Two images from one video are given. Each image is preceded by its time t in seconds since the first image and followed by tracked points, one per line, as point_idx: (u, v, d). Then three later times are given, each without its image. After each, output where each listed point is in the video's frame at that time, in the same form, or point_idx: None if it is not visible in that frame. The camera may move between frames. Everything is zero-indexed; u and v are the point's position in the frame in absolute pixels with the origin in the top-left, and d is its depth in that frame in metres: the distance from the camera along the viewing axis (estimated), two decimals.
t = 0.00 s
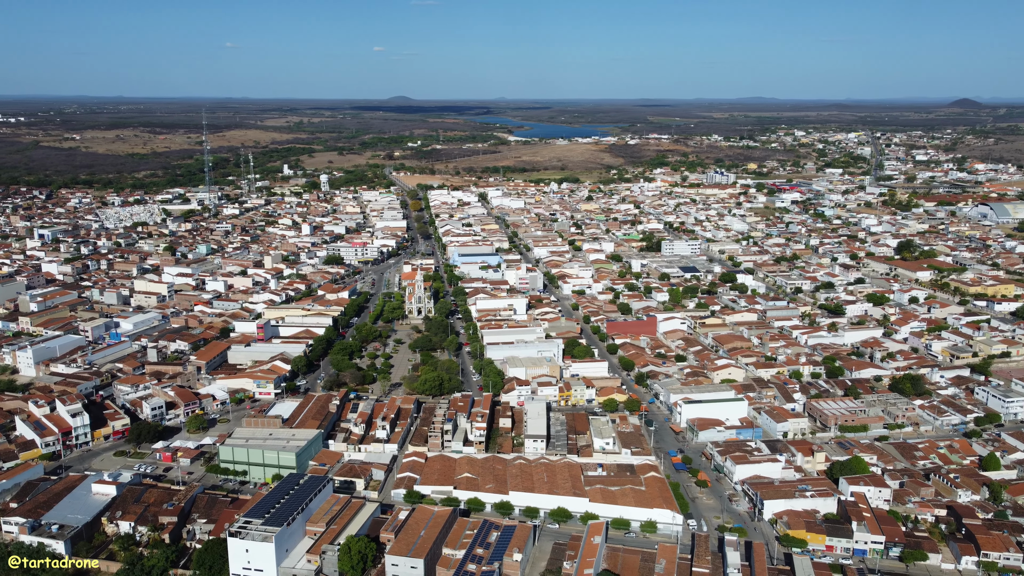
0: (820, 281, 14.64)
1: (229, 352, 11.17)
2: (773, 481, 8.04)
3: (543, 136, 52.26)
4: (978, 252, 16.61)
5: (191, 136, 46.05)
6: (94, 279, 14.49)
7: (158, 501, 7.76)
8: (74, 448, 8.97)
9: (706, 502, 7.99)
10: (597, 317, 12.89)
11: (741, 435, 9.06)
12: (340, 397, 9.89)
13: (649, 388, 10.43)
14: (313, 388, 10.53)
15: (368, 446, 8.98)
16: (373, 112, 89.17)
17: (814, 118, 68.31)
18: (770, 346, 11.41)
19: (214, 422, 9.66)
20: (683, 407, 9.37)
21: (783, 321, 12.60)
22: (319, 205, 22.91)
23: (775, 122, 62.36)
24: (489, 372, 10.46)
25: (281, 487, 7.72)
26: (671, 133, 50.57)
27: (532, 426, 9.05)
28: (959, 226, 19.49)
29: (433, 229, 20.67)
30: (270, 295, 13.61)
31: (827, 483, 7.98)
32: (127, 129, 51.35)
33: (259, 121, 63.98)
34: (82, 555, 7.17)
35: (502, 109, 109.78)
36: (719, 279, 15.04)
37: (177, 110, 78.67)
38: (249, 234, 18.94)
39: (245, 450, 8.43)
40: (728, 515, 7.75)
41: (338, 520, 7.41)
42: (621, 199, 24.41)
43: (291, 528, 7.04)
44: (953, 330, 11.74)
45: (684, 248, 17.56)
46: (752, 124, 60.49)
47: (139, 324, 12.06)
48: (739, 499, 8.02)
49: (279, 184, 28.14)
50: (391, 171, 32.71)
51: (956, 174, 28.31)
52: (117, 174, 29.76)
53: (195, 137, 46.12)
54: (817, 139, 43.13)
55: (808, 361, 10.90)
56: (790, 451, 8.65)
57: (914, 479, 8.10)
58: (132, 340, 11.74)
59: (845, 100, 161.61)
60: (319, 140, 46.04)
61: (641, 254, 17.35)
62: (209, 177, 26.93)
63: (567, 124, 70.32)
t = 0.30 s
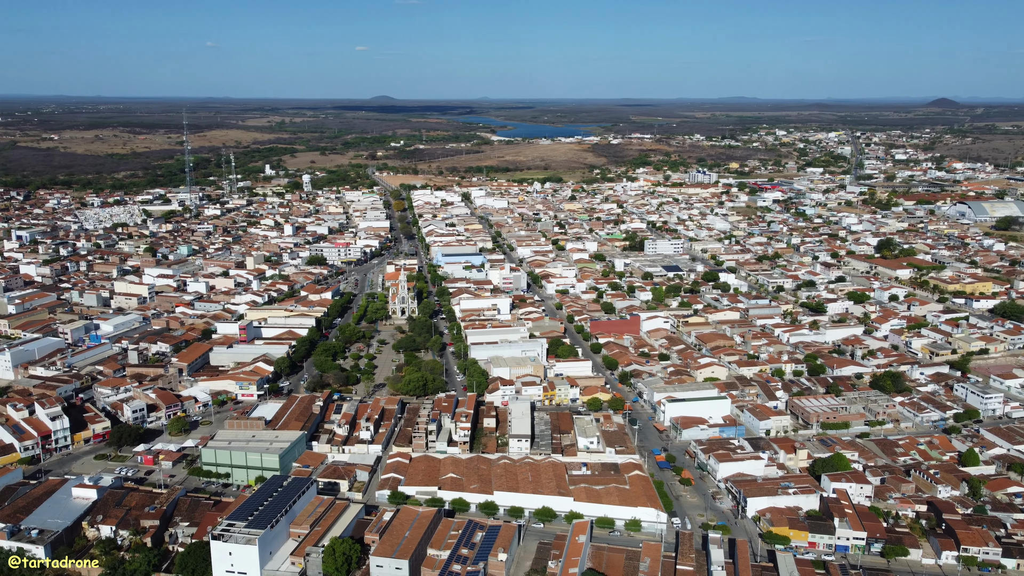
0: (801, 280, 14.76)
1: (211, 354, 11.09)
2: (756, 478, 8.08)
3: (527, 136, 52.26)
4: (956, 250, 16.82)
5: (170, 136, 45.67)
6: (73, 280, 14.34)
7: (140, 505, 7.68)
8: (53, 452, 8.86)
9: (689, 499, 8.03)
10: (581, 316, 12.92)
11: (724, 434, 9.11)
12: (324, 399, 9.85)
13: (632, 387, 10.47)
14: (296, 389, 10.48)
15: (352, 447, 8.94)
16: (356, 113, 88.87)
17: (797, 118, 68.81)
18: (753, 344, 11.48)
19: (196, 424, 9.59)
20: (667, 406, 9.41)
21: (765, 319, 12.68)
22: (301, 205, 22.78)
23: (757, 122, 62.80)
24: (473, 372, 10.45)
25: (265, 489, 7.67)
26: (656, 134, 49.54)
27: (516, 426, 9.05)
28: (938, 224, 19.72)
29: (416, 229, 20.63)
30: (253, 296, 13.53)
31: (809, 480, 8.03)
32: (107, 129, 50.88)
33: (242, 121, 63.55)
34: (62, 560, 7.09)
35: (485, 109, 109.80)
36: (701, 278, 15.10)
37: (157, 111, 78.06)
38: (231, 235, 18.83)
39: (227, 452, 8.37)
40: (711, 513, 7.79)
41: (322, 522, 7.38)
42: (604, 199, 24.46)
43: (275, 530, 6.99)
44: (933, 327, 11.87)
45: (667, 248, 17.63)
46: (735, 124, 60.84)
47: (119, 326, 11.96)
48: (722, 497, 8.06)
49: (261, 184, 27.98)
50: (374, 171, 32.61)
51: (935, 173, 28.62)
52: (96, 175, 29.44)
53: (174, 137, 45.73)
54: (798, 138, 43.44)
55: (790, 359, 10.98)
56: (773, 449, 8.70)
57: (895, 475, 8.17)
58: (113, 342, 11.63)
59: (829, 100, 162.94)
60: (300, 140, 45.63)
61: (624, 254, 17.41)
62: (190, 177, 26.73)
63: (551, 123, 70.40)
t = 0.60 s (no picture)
0: (783, 278, 14.88)
1: (193, 356, 11.01)
2: (739, 476, 8.13)
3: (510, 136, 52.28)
4: (934, 249, 17.03)
5: (150, 137, 45.32)
6: (51, 282, 14.19)
7: (120, 509, 7.61)
8: (32, 457, 8.75)
9: (673, 498, 8.06)
10: (564, 316, 12.94)
11: (707, 432, 9.15)
12: (307, 401, 9.81)
13: (616, 386, 10.51)
14: (279, 391, 10.42)
15: (336, 449, 8.91)
16: (338, 113, 88.57)
17: (774, 118, 69.36)
18: (735, 343, 11.55)
19: (177, 427, 9.51)
20: (650, 405, 9.45)
21: (747, 317, 12.77)
22: (283, 206, 22.67)
23: (739, 121, 63.20)
24: (457, 373, 10.44)
25: (248, 492, 7.62)
26: (636, 134, 50.33)
27: (500, 426, 9.06)
28: (916, 223, 19.93)
29: (399, 229, 20.59)
30: (234, 298, 13.44)
31: (791, 478, 8.09)
32: (87, 129, 50.40)
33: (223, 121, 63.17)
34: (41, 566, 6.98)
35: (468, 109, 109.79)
36: (684, 277, 15.17)
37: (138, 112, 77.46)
38: (212, 236, 18.70)
39: (210, 455, 8.30)
40: (695, 511, 7.82)
41: (305, 524, 7.34)
42: (587, 199, 24.53)
43: (258, 533, 6.94)
44: (912, 325, 11.99)
45: (650, 247, 17.70)
46: (713, 123, 61.10)
47: (99, 328, 11.87)
48: (705, 495, 8.09)
49: (242, 185, 27.81)
50: (357, 171, 32.51)
51: (914, 172, 28.95)
52: (74, 176, 29.15)
53: (154, 138, 45.37)
54: (779, 138, 43.77)
55: (772, 357, 11.06)
56: (755, 447, 8.75)
57: (875, 472, 8.25)
58: (92, 345, 11.53)
59: (812, 100, 164.21)
60: (282, 141, 45.42)
61: (607, 254, 17.47)
62: (170, 178, 26.53)
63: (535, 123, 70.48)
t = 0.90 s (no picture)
0: (763, 277, 14.99)
1: (172, 358, 10.91)
2: (721, 474, 8.17)
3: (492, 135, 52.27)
4: (912, 247, 17.24)
5: (127, 137, 44.86)
6: (27, 285, 14.01)
7: (99, 514, 7.51)
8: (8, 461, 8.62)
9: (655, 496, 8.09)
10: (547, 316, 12.97)
11: (689, 430, 9.20)
12: (289, 403, 9.76)
13: (598, 386, 10.54)
14: (260, 393, 10.35)
15: (318, 451, 8.86)
16: (319, 113, 88.18)
17: (755, 118, 69.92)
18: (715, 341, 11.61)
19: (157, 430, 9.42)
20: (632, 404, 9.48)
21: (728, 316, 12.85)
22: (263, 206, 22.52)
23: (721, 121, 63.61)
24: (439, 373, 10.42)
25: (229, 494, 7.56)
26: (618, 134, 50.18)
27: (483, 426, 9.05)
28: (894, 221, 20.16)
29: (380, 230, 20.53)
30: (214, 299, 13.34)
31: (773, 475, 8.14)
32: (63, 129, 49.77)
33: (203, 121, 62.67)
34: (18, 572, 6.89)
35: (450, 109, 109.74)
36: (665, 276, 15.24)
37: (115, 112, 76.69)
38: (191, 237, 18.56)
39: (190, 458, 8.22)
40: (677, 509, 7.85)
41: (287, 527, 7.29)
42: (569, 198, 24.57)
43: (239, 536, 6.89)
44: (890, 323, 12.12)
45: (631, 246, 17.77)
46: (695, 124, 61.43)
47: (77, 331, 11.77)
48: (688, 493, 8.13)
49: (221, 186, 27.60)
50: (337, 171, 32.38)
51: (891, 172, 29.27)
52: (50, 177, 28.79)
53: (132, 138, 44.89)
54: (759, 137, 44.10)
55: (752, 355, 11.13)
56: (737, 444, 8.80)
57: (855, 468, 8.32)
58: (70, 347, 11.42)
59: (795, 101, 165.51)
60: (261, 141, 45.10)
61: (588, 253, 17.51)
62: (148, 179, 26.28)
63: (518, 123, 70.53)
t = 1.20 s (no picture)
0: (743, 276, 15.10)
1: (152, 360, 10.82)
2: (702, 472, 8.21)
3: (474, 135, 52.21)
4: (889, 246, 17.43)
5: (106, 138, 44.34)
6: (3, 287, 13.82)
7: (78, 518, 7.42)
8: None
9: (638, 495, 8.12)
10: (529, 316, 12.98)
11: (671, 429, 9.24)
12: (270, 404, 9.69)
13: (580, 385, 10.57)
14: (241, 395, 10.28)
15: (300, 453, 8.82)
16: (301, 113, 87.74)
17: (737, 117, 70.41)
18: (696, 340, 11.68)
19: (137, 434, 9.32)
20: (614, 403, 9.51)
21: (708, 314, 12.92)
22: (244, 207, 22.36)
23: (703, 121, 63.99)
24: (422, 373, 10.40)
25: (210, 497, 7.50)
26: (599, 134, 50.22)
27: (466, 426, 9.05)
28: (872, 220, 20.37)
29: (362, 230, 20.45)
30: (194, 301, 13.23)
31: (754, 472, 8.20)
32: (39, 130, 49.11)
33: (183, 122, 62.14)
34: None
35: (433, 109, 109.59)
36: (646, 275, 15.30)
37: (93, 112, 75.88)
38: (170, 238, 18.39)
39: (170, 462, 8.14)
40: (659, 507, 7.89)
41: (269, 529, 7.24)
42: (551, 198, 24.60)
43: (221, 539, 6.84)
44: (869, 320, 12.25)
45: (612, 246, 17.83)
46: (677, 123, 61.73)
47: (53, 334, 11.68)
48: (670, 491, 8.17)
49: (201, 186, 27.38)
50: (318, 172, 32.22)
51: (870, 171, 29.58)
52: (25, 178, 28.41)
53: (110, 139, 44.37)
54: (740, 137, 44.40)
55: (733, 354, 11.19)
56: (718, 442, 8.86)
57: (835, 465, 8.41)
58: (46, 350, 11.30)
59: (777, 101, 166.76)
60: (241, 142, 44.76)
61: (569, 253, 17.55)
62: (126, 180, 26.00)
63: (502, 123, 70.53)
